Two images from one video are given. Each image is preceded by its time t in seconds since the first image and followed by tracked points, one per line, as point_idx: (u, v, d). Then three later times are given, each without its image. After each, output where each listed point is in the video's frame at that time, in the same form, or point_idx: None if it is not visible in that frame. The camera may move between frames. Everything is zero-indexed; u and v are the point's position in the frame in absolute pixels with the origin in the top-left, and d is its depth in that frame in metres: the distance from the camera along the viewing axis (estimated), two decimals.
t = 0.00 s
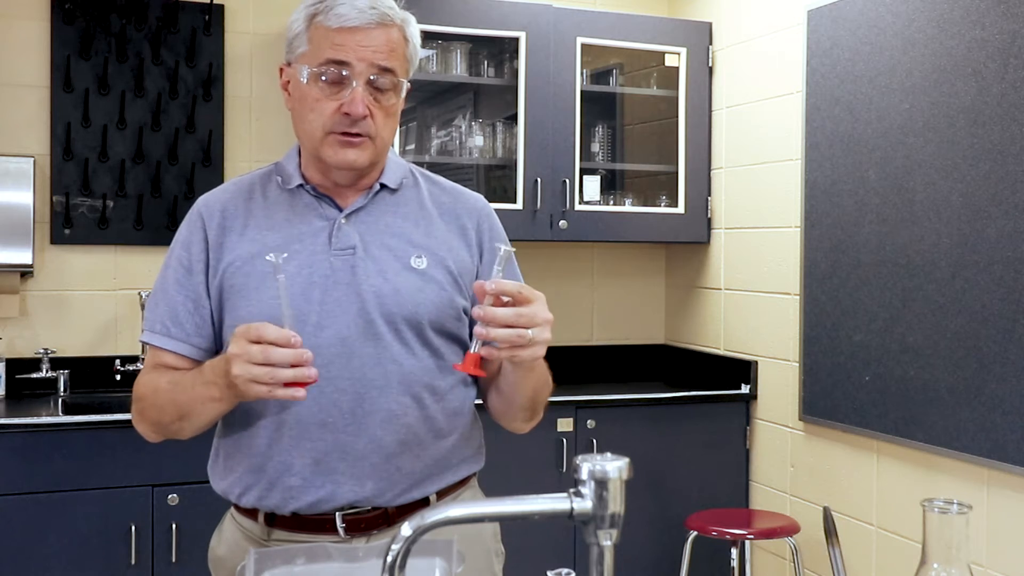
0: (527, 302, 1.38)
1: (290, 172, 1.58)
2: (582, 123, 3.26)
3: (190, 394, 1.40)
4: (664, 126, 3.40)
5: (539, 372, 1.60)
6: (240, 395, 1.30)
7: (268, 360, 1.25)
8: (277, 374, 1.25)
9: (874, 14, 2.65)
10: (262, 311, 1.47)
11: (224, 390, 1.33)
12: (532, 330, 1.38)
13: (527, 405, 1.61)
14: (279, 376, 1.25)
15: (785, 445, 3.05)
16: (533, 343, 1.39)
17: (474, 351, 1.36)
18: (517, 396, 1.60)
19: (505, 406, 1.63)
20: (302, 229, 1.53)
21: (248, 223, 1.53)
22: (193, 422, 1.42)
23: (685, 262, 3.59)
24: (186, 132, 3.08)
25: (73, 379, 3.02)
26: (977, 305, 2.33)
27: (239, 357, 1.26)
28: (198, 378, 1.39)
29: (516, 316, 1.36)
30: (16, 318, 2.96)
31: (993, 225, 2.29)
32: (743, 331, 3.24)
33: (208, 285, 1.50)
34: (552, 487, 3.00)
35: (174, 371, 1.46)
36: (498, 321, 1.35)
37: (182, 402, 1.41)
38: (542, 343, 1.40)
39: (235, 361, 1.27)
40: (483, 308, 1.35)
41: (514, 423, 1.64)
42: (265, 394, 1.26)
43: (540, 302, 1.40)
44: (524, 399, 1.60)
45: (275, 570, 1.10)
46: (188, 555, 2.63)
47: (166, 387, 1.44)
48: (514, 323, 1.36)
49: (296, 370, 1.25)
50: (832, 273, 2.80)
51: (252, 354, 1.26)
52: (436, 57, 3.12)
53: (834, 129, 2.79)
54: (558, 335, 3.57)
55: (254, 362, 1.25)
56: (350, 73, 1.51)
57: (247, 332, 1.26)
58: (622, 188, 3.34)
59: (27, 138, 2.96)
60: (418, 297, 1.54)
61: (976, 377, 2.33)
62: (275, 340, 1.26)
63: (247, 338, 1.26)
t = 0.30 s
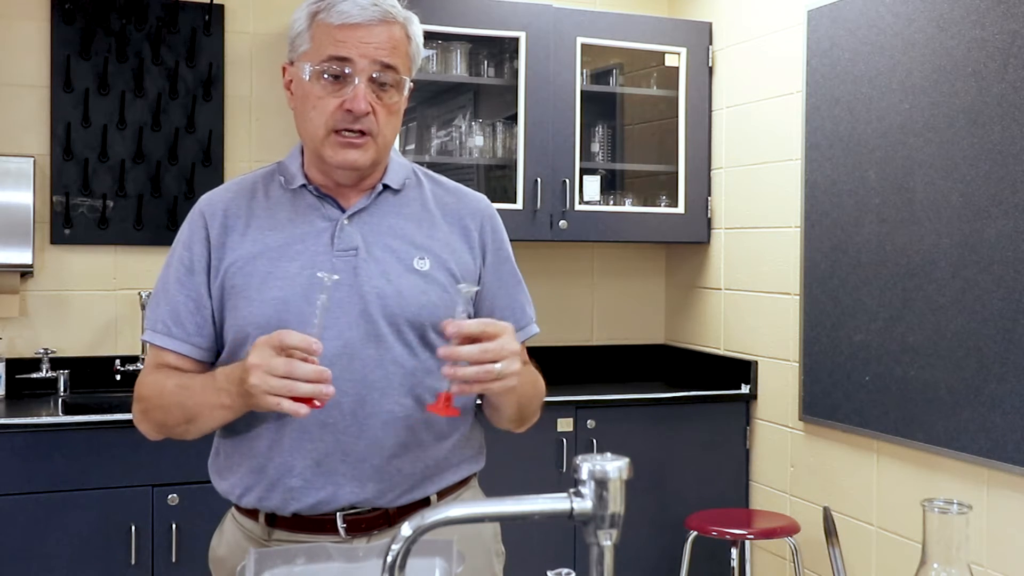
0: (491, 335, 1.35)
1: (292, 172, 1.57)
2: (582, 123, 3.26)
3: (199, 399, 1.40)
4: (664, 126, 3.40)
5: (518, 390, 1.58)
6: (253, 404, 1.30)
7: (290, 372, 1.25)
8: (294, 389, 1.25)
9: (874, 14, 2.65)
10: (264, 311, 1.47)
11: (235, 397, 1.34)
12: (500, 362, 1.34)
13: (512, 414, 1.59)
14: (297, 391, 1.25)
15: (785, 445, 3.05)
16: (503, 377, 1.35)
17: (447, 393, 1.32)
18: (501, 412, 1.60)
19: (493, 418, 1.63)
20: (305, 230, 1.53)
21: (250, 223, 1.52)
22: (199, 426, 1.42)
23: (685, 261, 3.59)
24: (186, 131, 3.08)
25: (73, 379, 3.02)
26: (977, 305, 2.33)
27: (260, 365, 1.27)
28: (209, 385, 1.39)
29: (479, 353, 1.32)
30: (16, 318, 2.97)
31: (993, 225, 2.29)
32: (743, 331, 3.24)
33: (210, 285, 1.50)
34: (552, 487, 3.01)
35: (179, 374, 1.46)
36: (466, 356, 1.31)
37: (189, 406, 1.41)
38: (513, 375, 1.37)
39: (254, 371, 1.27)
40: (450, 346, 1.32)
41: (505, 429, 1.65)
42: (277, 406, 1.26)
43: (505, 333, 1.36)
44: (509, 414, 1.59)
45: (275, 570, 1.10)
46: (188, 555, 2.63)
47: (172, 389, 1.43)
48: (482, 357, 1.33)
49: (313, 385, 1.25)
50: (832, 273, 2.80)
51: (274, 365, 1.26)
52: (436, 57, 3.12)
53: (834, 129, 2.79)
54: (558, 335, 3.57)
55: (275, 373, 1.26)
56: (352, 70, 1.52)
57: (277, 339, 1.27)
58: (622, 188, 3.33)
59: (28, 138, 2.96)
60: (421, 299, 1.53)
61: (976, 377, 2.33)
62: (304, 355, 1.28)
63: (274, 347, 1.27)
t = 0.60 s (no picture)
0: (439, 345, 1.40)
1: (296, 173, 1.57)
2: (582, 123, 3.26)
3: (238, 412, 1.42)
4: (664, 126, 3.40)
5: (494, 392, 1.55)
6: (301, 422, 1.38)
7: (349, 399, 1.34)
8: (352, 417, 1.34)
9: (874, 14, 2.65)
10: (268, 314, 1.47)
11: (283, 417, 1.39)
12: (448, 368, 1.40)
13: (501, 418, 1.59)
14: (356, 417, 1.34)
15: (785, 445, 3.05)
16: (453, 381, 1.42)
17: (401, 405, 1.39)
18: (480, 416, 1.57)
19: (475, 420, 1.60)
20: (309, 232, 1.52)
21: (255, 224, 1.52)
22: (229, 435, 1.44)
23: (685, 261, 3.59)
24: (186, 132, 3.08)
25: (73, 379, 3.02)
26: (977, 305, 2.33)
27: (321, 386, 1.35)
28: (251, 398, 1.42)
29: (428, 361, 1.38)
30: (16, 318, 2.97)
31: (993, 225, 2.29)
32: (743, 331, 3.24)
33: (215, 286, 1.49)
34: (552, 487, 3.01)
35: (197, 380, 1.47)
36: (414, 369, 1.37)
37: (223, 416, 1.43)
38: (463, 378, 1.43)
39: (314, 390, 1.35)
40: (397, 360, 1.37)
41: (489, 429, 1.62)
42: (333, 426, 1.35)
43: (451, 339, 1.42)
44: (488, 418, 1.56)
45: (275, 570, 1.10)
46: (188, 555, 2.63)
47: (200, 399, 1.43)
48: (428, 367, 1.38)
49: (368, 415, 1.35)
50: (832, 273, 2.80)
51: (333, 389, 1.34)
52: (436, 56, 3.12)
53: (834, 129, 2.79)
54: (558, 335, 3.57)
55: (335, 396, 1.34)
56: (358, 70, 1.51)
57: (337, 365, 1.36)
58: (622, 188, 3.33)
59: (28, 138, 2.96)
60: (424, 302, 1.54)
61: (976, 377, 2.33)
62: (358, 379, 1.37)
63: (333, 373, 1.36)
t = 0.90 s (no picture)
0: (432, 340, 1.40)
1: (299, 170, 1.57)
2: (582, 123, 3.26)
3: (244, 413, 1.42)
4: (664, 126, 3.40)
5: (495, 389, 1.55)
6: (307, 426, 1.38)
7: (361, 403, 1.34)
8: (363, 422, 1.33)
9: (874, 14, 2.65)
10: (270, 308, 1.47)
11: (290, 421, 1.40)
12: (445, 361, 1.40)
13: (503, 415, 1.59)
14: (365, 421, 1.33)
15: (785, 445, 3.05)
16: (450, 373, 1.42)
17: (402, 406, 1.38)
18: (482, 415, 1.57)
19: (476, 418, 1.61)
20: (312, 227, 1.52)
21: (256, 219, 1.52)
22: (231, 434, 1.44)
23: (685, 261, 3.59)
24: (186, 131, 3.08)
25: (73, 379, 3.02)
26: (977, 305, 2.33)
27: (336, 388, 1.35)
28: (259, 400, 1.42)
29: (425, 356, 1.38)
30: (16, 318, 2.96)
31: (993, 225, 2.29)
32: (743, 331, 3.24)
33: (216, 280, 1.49)
34: (552, 487, 3.01)
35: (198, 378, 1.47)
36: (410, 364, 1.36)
37: (227, 416, 1.43)
38: (461, 371, 1.43)
39: (328, 391, 1.35)
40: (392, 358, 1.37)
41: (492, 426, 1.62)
42: (341, 429, 1.34)
43: (446, 334, 1.42)
44: (489, 416, 1.56)
45: (275, 570, 1.10)
46: (188, 555, 2.63)
47: (205, 398, 1.44)
48: (425, 361, 1.38)
49: (379, 421, 1.34)
50: (832, 273, 2.80)
51: (346, 392, 1.34)
52: (436, 57, 3.12)
53: (834, 129, 2.79)
54: (558, 335, 3.57)
55: (348, 399, 1.34)
56: (365, 76, 1.51)
57: (353, 371, 1.37)
58: (622, 188, 3.33)
59: (28, 138, 2.96)
60: (427, 297, 1.54)
61: (976, 377, 2.33)
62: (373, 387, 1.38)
63: (348, 378, 1.36)
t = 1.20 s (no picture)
0: (441, 340, 1.40)
1: (305, 170, 1.57)
2: (582, 123, 3.26)
3: (253, 412, 1.42)
4: (664, 126, 3.40)
5: (501, 389, 1.55)
6: (315, 423, 1.37)
7: (369, 397, 1.34)
8: (368, 415, 1.33)
9: (874, 14, 2.65)
10: (277, 308, 1.47)
11: (299, 419, 1.40)
12: (453, 361, 1.40)
13: (508, 415, 1.60)
14: (371, 415, 1.33)
15: (785, 445, 3.05)
16: (458, 374, 1.42)
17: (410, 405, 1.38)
18: (487, 415, 1.57)
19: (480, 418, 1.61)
20: (318, 227, 1.52)
21: (262, 219, 1.52)
22: (239, 434, 1.44)
23: (684, 261, 3.59)
24: (186, 131, 3.08)
25: (73, 379, 3.02)
26: (977, 305, 2.33)
27: (344, 382, 1.35)
28: (267, 399, 1.42)
29: (433, 356, 1.38)
30: (16, 318, 2.96)
31: (993, 225, 2.29)
32: (743, 331, 3.24)
33: (221, 281, 1.49)
34: (552, 487, 3.01)
35: (205, 379, 1.47)
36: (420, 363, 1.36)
37: (236, 415, 1.43)
38: (469, 371, 1.43)
39: (336, 384, 1.35)
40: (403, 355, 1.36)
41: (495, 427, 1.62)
42: (346, 424, 1.34)
43: (455, 334, 1.43)
44: (495, 416, 1.57)
45: (275, 570, 1.10)
46: (188, 555, 2.63)
47: (213, 398, 1.44)
48: (434, 361, 1.38)
49: (385, 414, 1.34)
50: (832, 273, 2.80)
51: (353, 386, 1.34)
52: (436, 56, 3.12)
53: (834, 129, 2.79)
54: (558, 335, 3.57)
55: (355, 393, 1.34)
56: (376, 77, 1.50)
57: (365, 365, 1.36)
58: (622, 188, 3.33)
59: (28, 138, 2.96)
60: (434, 298, 1.54)
61: (976, 377, 2.33)
62: (381, 382, 1.38)
63: (358, 371, 1.36)
